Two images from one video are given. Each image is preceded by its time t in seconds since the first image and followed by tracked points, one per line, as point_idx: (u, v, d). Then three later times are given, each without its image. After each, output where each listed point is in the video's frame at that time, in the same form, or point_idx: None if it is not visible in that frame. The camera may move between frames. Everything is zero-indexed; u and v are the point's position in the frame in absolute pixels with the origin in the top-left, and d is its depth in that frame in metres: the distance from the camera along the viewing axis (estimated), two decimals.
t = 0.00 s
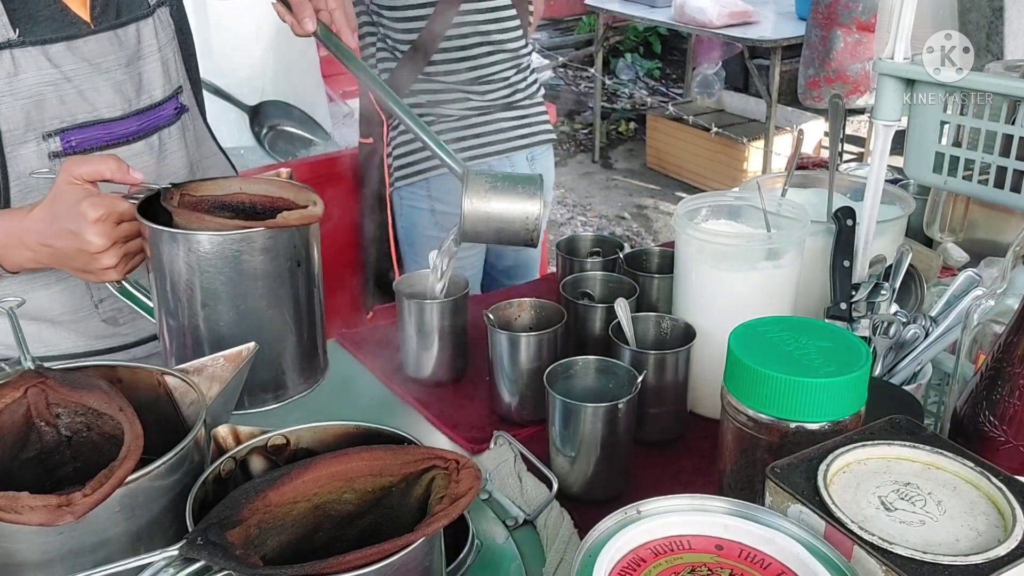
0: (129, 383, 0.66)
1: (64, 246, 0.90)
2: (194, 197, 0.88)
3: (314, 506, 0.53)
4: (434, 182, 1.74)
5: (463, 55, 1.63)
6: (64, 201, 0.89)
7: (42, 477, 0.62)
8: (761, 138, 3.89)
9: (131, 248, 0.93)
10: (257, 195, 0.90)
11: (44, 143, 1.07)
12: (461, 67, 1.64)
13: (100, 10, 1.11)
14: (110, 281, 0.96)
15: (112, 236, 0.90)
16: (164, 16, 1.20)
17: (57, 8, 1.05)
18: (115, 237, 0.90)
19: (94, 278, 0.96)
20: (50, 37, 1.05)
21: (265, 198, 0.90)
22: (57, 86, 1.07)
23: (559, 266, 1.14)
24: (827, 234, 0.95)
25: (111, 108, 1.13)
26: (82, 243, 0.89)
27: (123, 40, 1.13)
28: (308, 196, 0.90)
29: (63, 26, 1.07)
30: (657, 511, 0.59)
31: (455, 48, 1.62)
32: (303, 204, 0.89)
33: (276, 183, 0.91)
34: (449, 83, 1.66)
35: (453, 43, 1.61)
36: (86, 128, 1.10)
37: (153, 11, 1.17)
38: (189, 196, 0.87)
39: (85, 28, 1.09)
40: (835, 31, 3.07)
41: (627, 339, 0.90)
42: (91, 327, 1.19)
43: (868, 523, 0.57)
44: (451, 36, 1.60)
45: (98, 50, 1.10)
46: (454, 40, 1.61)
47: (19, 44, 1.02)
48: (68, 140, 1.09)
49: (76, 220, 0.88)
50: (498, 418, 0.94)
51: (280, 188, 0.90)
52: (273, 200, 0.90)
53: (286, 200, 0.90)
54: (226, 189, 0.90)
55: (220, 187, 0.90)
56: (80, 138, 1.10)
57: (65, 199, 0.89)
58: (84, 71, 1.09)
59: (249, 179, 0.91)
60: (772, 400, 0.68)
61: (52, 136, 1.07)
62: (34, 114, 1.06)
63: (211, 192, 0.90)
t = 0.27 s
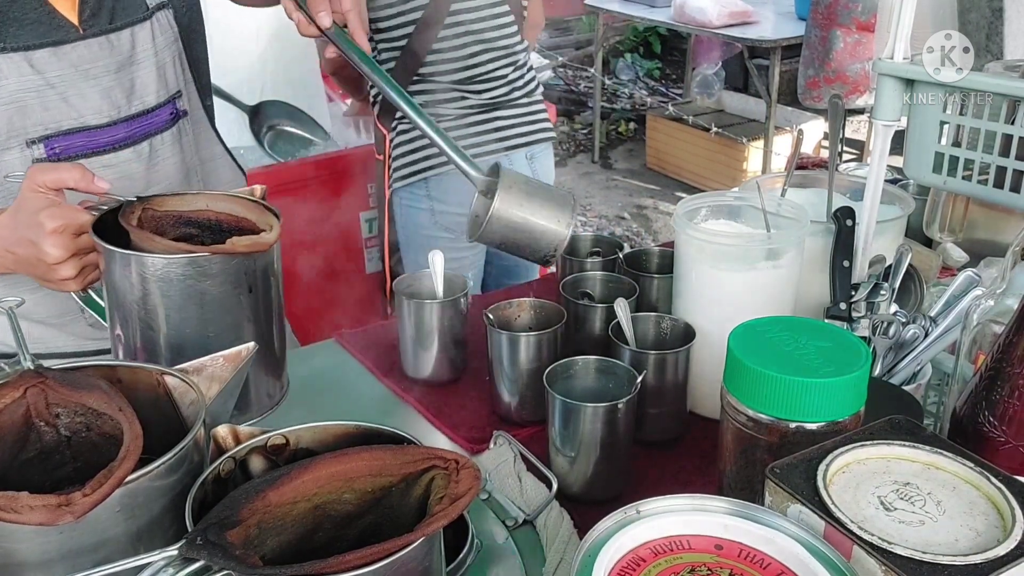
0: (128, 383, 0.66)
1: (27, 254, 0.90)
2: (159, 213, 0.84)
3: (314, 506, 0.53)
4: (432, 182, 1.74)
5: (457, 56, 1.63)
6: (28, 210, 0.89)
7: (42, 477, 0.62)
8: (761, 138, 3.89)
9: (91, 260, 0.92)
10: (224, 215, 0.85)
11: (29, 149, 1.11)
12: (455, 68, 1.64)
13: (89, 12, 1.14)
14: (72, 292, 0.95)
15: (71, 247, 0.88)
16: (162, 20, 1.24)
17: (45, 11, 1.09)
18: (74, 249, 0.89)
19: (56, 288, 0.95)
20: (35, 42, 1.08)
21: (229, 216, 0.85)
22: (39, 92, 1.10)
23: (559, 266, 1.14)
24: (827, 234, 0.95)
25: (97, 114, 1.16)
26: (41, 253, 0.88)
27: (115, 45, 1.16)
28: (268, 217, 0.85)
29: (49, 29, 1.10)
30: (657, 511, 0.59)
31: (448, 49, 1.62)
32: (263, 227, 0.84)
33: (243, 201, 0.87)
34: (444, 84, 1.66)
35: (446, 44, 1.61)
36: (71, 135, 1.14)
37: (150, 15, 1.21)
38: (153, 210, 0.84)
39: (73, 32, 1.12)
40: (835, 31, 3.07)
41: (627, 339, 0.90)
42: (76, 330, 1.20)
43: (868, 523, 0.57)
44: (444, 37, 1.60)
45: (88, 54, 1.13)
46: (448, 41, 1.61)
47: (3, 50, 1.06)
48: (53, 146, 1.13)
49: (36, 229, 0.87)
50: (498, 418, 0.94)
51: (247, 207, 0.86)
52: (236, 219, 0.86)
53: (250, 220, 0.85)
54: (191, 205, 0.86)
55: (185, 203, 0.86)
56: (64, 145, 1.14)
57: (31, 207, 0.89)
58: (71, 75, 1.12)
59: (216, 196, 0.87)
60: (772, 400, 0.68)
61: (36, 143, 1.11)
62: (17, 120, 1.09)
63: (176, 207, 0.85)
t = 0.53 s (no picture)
0: (129, 383, 0.66)
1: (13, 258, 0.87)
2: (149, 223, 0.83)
3: (315, 506, 0.53)
4: (422, 182, 1.76)
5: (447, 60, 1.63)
6: (17, 212, 0.85)
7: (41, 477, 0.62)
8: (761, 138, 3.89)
9: (79, 268, 0.89)
10: (215, 228, 0.85)
11: (27, 156, 1.07)
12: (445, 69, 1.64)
13: (95, 20, 1.08)
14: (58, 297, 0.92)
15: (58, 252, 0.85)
16: (178, 32, 1.17)
17: (46, 16, 1.04)
18: (62, 254, 0.86)
19: (41, 293, 0.92)
20: (37, 49, 1.04)
21: (222, 229, 0.85)
22: (39, 98, 1.06)
23: (559, 266, 1.14)
24: (827, 234, 0.96)
25: (100, 125, 1.11)
26: (27, 257, 0.85)
27: (126, 57, 1.11)
28: (257, 232, 0.84)
29: (51, 36, 1.05)
30: (657, 511, 0.59)
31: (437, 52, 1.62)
32: (252, 242, 0.84)
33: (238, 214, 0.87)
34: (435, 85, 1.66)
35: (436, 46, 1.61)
36: (72, 145, 1.10)
37: (166, 27, 1.15)
38: (144, 220, 0.83)
39: (77, 41, 1.07)
40: (835, 31, 3.07)
41: (627, 339, 0.90)
42: (70, 332, 1.20)
43: (868, 523, 0.57)
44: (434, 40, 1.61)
45: (97, 64, 1.09)
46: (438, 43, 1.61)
47: (3, 56, 1.02)
48: (52, 154, 1.09)
49: (23, 232, 0.84)
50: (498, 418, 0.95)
51: (239, 220, 0.85)
52: (229, 232, 0.85)
53: (240, 234, 0.85)
54: (185, 216, 0.86)
55: (178, 214, 0.86)
56: (64, 154, 1.09)
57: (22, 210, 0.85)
58: (73, 84, 1.08)
59: (211, 207, 0.86)
60: (772, 400, 0.68)
61: (35, 150, 1.07)
62: (16, 126, 1.05)
63: (168, 218, 0.85)
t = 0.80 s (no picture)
0: (129, 383, 0.66)
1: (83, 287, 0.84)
2: (210, 247, 0.79)
3: (315, 505, 0.53)
4: (439, 182, 1.76)
5: (457, 60, 1.64)
6: (82, 241, 0.84)
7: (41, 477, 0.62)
8: (761, 138, 3.89)
9: (143, 296, 0.86)
10: (275, 248, 0.80)
11: (42, 162, 1.03)
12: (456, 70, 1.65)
13: (118, 33, 1.04)
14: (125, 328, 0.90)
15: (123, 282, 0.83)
16: (204, 43, 1.13)
17: (70, 27, 1.00)
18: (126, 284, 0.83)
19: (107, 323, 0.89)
20: (56, 58, 1.00)
21: (283, 250, 0.80)
22: (58, 106, 1.01)
23: (559, 266, 1.14)
24: (827, 234, 0.96)
25: (116, 134, 1.07)
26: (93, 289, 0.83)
27: (147, 68, 1.07)
28: (320, 255, 0.78)
29: (72, 47, 1.01)
30: (657, 511, 0.59)
31: (446, 53, 1.62)
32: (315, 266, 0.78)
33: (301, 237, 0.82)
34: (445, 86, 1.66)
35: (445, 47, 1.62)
36: (87, 153, 1.05)
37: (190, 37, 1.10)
38: (205, 244, 0.79)
39: (98, 51, 1.03)
40: (835, 31, 3.07)
41: (627, 339, 0.90)
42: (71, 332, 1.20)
43: (868, 523, 0.57)
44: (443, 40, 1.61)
45: (119, 74, 1.04)
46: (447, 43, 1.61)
47: (22, 63, 0.98)
48: (67, 161, 1.04)
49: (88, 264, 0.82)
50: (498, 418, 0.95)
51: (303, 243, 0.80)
52: (288, 252, 0.80)
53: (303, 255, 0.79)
54: (245, 237, 0.81)
55: (237, 235, 0.81)
56: (79, 162, 1.05)
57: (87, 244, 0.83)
58: (93, 94, 1.03)
59: (272, 229, 0.81)
60: (772, 400, 0.68)
61: (50, 157, 1.03)
62: (31, 133, 1.01)
63: (229, 241, 0.80)
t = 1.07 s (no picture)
0: (129, 382, 0.66)
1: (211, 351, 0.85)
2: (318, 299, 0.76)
3: (315, 505, 0.53)
4: (515, 179, 1.82)
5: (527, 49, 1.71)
6: (188, 297, 0.85)
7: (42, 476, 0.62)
8: (761, 138, 3.89)
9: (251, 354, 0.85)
10: (386, 297, 0.77)
11: (77, 158, 1.03)
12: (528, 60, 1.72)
13: (145, 27, 1.05)
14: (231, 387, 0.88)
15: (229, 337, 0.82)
16: (220, 37, 1.13)
17: (103, 22, 1.01)
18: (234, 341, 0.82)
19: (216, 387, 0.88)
20: (91, 54, 1.00)
21: (391, 297, 0.76)
22: (93, 103, 1.02)
23: (559, 266, 1.14)
24: (827, 234, 0.96)
25: (150, 129, 1.07)
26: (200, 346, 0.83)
27: (176, 63, 1.07)
28: (432, 300, 0.74)
29: (105, 43, 1.02)
30: (658, 511, 0.59)
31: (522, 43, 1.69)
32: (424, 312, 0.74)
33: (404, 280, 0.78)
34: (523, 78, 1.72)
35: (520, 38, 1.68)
36: (119, 148, 1.05)
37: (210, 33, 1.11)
38: (311, 296, 0.76)
39: (127, 47, 1.03)
40: (835, 31, 3.07)
41: (627, 339, 0.90)
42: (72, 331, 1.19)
43: (868, 523, 0.57)
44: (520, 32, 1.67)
45: (150, 69, 1.05)
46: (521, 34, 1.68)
47: (60, 59, 0.98)
48: (101, 156, 1.04)
49: (196, 323, 0.83)
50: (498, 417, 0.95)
51: (408, 288, 0.76)
52: (397, 300, 0.76)
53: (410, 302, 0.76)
54: (353, 287, 0.78)
55: (346, 285, 0.78)
56: (112, 158, 1.05)
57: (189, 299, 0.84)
58: (126, 90, 1.03)
59: (378, 276, 0.78)
60: (773, 400, 0.68)
61: (85, 152, 1.03)
62: (69, 127, 1.01)
63: (337, 291, 0.78)
